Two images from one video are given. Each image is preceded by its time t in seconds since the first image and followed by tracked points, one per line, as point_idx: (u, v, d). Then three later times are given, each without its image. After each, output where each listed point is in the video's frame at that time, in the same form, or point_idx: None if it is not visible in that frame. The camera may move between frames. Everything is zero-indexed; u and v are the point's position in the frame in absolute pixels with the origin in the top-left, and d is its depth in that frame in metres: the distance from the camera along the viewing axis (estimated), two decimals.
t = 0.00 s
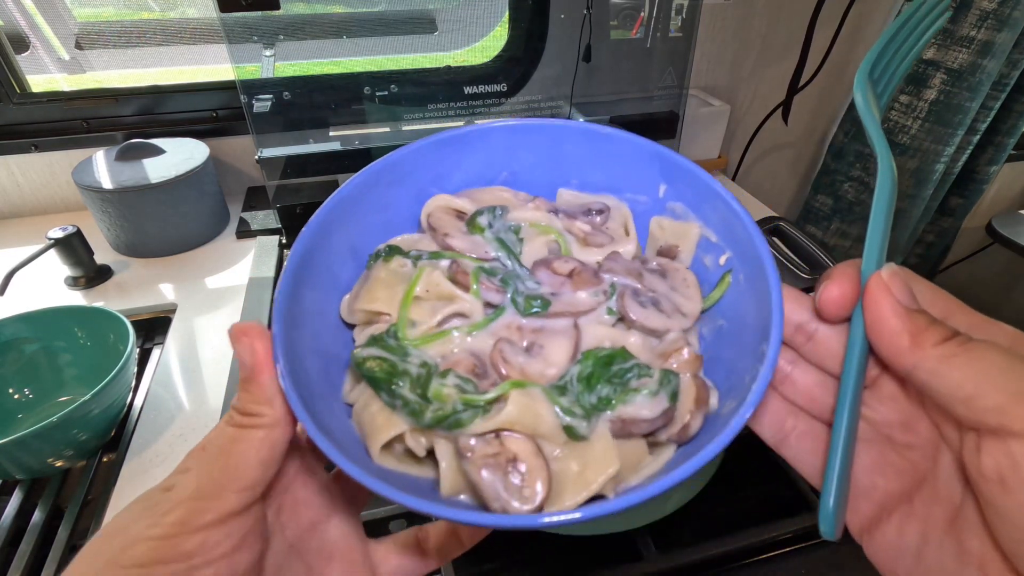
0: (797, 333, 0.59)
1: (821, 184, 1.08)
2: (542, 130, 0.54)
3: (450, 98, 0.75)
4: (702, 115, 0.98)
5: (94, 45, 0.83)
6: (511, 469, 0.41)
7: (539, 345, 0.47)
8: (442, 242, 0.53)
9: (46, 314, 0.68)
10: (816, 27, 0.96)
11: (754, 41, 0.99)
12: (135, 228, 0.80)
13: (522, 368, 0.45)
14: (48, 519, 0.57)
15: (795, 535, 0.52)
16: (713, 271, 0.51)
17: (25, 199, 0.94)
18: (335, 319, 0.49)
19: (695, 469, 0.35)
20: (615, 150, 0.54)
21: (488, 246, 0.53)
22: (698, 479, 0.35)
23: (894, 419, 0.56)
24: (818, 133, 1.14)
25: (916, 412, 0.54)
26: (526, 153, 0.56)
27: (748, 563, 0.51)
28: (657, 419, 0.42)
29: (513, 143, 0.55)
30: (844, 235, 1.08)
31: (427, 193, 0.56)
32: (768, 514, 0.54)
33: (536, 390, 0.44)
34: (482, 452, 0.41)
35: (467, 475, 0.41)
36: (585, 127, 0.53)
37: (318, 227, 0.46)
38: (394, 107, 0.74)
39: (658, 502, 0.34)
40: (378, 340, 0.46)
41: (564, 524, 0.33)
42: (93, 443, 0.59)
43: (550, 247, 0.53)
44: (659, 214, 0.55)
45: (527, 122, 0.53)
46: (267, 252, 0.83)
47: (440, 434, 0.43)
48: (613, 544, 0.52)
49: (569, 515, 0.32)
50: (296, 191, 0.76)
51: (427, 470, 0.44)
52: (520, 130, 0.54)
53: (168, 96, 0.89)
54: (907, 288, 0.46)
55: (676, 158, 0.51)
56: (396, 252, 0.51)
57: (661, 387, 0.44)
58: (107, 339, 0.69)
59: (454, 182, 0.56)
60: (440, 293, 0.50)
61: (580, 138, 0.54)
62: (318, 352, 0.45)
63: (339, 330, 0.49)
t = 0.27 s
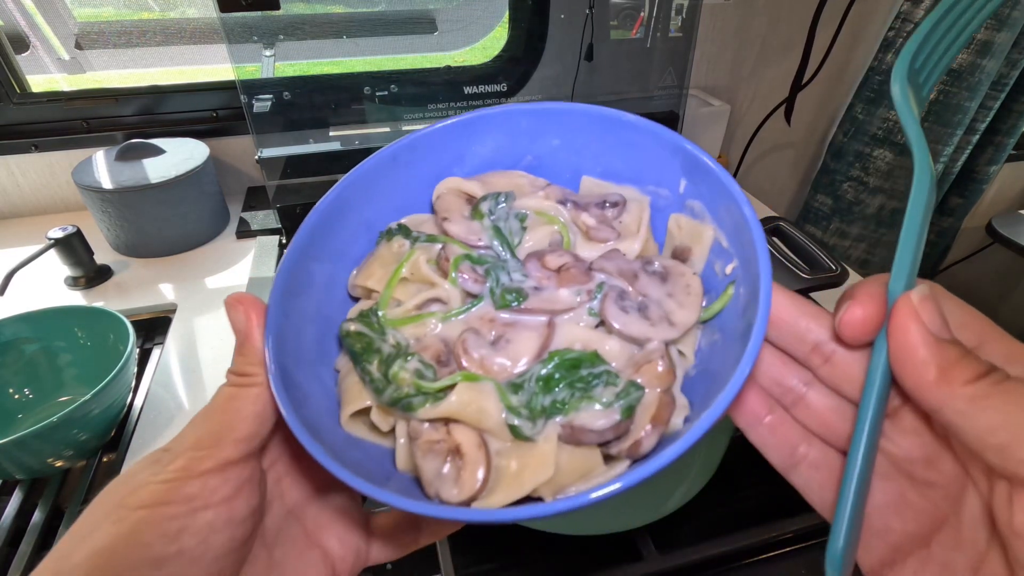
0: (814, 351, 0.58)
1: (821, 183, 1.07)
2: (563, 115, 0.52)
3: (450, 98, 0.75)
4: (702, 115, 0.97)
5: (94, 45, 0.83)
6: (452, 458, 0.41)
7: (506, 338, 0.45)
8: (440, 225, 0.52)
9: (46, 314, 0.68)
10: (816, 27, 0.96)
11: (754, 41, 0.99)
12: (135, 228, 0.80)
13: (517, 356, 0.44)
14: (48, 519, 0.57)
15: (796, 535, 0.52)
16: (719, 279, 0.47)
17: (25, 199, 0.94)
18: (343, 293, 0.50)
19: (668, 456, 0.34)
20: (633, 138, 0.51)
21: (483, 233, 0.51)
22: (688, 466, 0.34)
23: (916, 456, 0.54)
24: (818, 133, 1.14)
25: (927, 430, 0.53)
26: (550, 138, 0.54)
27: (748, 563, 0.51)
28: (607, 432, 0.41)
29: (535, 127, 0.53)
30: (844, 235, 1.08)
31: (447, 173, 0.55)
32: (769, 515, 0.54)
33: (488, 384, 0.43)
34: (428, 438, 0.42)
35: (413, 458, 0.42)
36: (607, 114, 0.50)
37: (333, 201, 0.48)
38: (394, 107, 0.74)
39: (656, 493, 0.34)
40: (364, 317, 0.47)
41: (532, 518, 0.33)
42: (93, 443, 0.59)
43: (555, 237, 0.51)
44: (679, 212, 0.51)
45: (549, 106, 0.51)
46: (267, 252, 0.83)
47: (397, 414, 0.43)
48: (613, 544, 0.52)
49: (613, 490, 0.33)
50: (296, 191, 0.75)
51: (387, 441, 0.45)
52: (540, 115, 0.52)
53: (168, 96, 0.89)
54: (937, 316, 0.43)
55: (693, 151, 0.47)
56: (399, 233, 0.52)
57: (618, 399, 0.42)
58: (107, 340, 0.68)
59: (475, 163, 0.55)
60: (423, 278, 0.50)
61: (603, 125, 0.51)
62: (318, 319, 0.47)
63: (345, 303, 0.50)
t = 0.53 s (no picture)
0: (827, 376, 0.56)
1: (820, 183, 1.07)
2: (584, 111, 0.51)
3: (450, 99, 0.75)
4: (702, 115, 0.98)
5: (94, 45, 0.83)
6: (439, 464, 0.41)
7: (502, 343, 0.45)
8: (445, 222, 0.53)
9: (45, 314, 0.68)
10: (815, 27, 0.96)
11: (754, 42, 0.99)
12: (135, 228, 0.80)
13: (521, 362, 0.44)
14: (48, 519, 0.57)
15: (795, 534, 0.52)
16: (732, 293, 0.46)
17: (25, 199, 0.94)
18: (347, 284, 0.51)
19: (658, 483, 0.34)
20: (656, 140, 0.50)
21: (488, 232, 0.51)
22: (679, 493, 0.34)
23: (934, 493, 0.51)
24: (817, 133, 1.14)
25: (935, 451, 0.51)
26: (567, 134, 0.53)
27: (748, 563, 0.51)
28: (597, 450, 0.41)
29: (552, 122, 0.53)
30: (843, 234, 1.08)
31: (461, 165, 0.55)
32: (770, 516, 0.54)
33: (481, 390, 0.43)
34: (416, 442, 0.42)
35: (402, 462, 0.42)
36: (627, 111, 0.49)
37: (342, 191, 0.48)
38: (394, 107, 0.74)
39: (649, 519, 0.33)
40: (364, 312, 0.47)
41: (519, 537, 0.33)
42: (93, 443, 0.59)
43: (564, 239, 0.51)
44: (695, 217, 0.50)
45: (568, 101, 0.51)
46: (266, 253, 0.84)
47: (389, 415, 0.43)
48: (613, 544, 0.52)
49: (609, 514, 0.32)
50: (295, 191, 0.74)
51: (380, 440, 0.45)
52: (564, 110, 0.51)
53: (168, 96, 0.89)
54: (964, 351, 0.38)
55: (712, 155, 0.46)
56: (405, 229, 0.52)
57: (613, 415, 0.42)
58: (107, 340, 0.68)
59: (488, 157, 0.55)
60: (424, 277, 0.50)
61: (621, 123, 0.51)
62: (322, 310, 0.47)
63: (349, 295, 0.51)
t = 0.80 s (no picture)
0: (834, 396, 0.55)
1: (820, 183, 1.07)
2: (553, 159, 0.67)
3: (450, 98, 0.75)
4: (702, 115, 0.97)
5: (93, 45, 0.83)
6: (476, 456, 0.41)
7: (542, 342, 0.50)
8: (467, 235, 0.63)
9: (45, 314, 0.68)
10: (815, 27, 0.96)
11: (754, 41, 1.04)
12: (135, 228, 0.80)
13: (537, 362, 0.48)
14: (47, 520, 0.55)
15: (796, 535, 0.52)
16: (748, 308, 0.57)
17: (25, 199, 0.94)
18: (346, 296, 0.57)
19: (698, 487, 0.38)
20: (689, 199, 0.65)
21: (513, 246, 0.61)
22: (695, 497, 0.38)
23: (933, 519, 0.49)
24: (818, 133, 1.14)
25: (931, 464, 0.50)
26: (562, 178, 0.68)
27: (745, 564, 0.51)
28: (658, 437, 0.43)
29: (549, 170, 0.68)
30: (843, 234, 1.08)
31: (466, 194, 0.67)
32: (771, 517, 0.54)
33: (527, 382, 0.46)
34: (457, 437, 0.42)
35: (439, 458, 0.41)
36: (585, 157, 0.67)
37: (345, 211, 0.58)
38: (394, 107, 0.74)
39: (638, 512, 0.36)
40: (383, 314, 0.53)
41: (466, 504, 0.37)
42: (93, 443, 0.59)
43: (574, 258, 0.61)
44: (695, 249, 0.63)
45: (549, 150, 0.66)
46: (267, 252, 0.82)
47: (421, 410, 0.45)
48: (612, 545, 0.52)
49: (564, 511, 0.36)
50: (296, 191, 0.74)
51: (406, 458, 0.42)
52: (539, 157, 0.67)
53: (168, 96, 0.89)
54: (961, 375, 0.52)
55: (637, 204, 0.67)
56: (416, 245, 0.61)
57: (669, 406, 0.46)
58: (107, 340, 0.68)
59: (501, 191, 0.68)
60: (452, 278, 0.57)
61: (594, 167, 0.68)
62: (327, 322, 0.53)
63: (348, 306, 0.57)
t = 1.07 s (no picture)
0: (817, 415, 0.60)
1: (819, 184, 1.09)
2: (559, 172, 0.59)
3: (450, 99, 0.75)
4: (702, 115, 0.97)
5: (94, 45, 0.82)
6: (475, 472, 0.43)
7: (520, 371, 0.50)
8: (453, 261, 0.57)
9: (47, 314, 0.68)
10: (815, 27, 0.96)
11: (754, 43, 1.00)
12: (136, 228, 0.80)
13: (528, 387, 0.48)
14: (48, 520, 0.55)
15: (795, 534, 0.52)
16: (682, 331, 0.54)
17: (25, 200, 0.94)
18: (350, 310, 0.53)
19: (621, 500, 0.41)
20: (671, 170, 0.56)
21: (494, 272, 0.57)
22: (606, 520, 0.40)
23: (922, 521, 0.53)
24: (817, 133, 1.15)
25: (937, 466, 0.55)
26: (542, 186, 0.60)
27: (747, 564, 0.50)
28: (604, 456, 0.44)
29: (528, 175, 0.59)
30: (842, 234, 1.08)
31: (447, 205, 0.60)
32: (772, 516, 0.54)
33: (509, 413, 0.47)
34: (457, 454, 0.44)
35: (439, 474, 0.43)
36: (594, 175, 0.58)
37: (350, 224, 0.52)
38: (394, 107, 0.74)
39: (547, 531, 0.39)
40: (383, 339, 0.50)
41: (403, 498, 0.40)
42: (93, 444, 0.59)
43: (545, 279, 0.58)
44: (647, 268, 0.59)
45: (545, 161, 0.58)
46: (267, 253, 0.79)
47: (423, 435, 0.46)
48: (612, 546, 0.52)
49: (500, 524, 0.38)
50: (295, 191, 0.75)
51: (406, 459, 0.44)
52: (543, 169, 0.59)
53: (168, 96, 0.90)
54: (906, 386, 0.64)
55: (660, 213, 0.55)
56: (412, 261, 0.56)
57: (612, 428, 0.46)
58: (107, 340, 0.68)
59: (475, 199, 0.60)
60: (442, 311, 0.53)
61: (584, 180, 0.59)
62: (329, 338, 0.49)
63: (349, 321, 0.52)
